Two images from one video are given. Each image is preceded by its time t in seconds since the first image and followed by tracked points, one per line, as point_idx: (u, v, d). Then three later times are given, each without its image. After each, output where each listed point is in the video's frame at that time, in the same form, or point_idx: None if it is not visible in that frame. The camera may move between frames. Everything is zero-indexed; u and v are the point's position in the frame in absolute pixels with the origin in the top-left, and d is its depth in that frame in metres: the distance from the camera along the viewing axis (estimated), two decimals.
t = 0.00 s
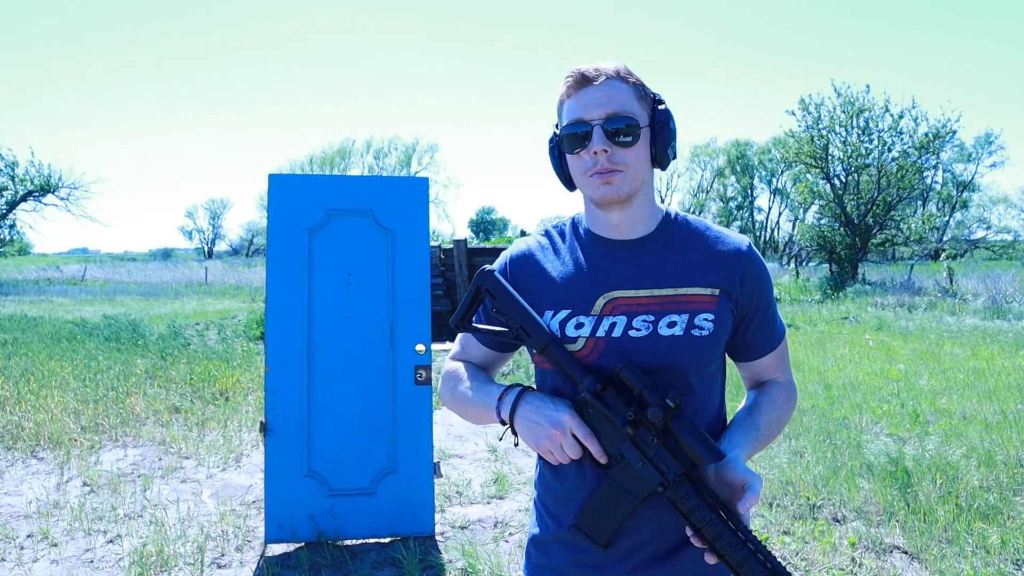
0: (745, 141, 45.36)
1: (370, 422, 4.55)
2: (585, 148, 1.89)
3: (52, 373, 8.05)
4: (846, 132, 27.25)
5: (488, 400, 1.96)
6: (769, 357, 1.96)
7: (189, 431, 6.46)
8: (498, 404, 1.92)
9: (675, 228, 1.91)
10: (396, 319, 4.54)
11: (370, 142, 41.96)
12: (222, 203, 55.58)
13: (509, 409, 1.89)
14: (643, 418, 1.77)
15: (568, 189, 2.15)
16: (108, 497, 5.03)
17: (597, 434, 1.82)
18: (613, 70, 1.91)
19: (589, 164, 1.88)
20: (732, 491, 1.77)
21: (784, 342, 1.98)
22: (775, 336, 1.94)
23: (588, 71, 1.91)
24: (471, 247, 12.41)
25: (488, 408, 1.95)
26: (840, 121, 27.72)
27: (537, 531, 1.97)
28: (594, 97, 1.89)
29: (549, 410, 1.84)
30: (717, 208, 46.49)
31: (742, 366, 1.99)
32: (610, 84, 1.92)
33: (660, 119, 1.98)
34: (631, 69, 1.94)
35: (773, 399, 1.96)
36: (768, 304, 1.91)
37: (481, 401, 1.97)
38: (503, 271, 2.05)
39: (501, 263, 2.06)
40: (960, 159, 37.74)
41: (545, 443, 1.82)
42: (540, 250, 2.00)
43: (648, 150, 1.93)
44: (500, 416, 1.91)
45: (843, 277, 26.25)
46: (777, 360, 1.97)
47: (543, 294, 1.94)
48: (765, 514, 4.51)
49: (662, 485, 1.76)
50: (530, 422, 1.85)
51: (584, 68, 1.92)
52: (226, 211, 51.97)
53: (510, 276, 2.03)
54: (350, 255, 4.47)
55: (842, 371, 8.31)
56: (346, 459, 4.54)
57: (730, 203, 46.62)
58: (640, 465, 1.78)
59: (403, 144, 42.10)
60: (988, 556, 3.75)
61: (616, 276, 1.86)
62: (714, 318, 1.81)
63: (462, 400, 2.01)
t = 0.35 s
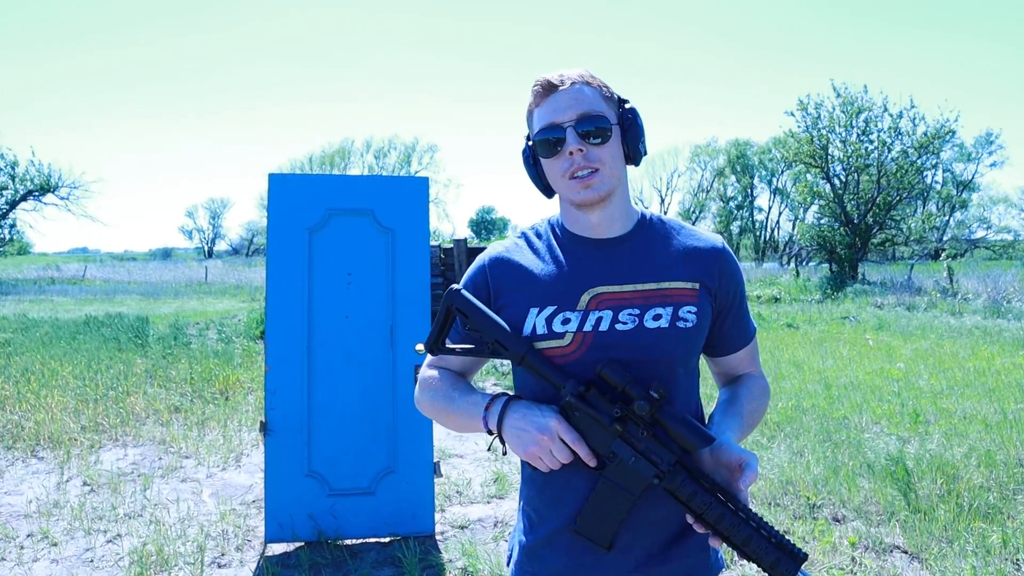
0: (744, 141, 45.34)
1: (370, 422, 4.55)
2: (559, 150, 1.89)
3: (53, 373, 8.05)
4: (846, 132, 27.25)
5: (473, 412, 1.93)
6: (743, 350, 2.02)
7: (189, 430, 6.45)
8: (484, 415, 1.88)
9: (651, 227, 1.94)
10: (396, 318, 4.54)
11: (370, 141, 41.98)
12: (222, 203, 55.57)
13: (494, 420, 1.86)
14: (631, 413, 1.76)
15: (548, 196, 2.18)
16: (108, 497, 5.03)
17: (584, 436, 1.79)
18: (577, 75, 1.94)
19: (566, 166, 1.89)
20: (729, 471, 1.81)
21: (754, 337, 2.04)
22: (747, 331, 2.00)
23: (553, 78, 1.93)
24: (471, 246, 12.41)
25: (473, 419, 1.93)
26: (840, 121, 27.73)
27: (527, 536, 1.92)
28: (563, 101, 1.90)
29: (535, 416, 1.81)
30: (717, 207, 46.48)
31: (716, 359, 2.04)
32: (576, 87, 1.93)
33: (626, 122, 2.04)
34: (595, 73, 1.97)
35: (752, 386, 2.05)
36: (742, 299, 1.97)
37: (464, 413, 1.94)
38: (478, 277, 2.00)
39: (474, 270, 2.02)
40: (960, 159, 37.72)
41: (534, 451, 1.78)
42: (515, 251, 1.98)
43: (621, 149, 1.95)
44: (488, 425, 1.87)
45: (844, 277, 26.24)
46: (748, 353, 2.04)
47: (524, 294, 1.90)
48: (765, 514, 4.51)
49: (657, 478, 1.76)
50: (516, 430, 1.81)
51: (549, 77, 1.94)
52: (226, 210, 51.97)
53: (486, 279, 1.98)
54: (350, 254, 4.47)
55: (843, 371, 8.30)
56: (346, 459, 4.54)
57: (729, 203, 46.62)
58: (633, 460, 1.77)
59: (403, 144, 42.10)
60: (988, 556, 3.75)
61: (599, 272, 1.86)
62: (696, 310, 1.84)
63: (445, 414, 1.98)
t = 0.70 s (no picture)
0: (744, 141, 45.32)
1: (369, 422, 4.54)
2: (541, 156, 1.90)
3: (52, 373, 8.04)
4: (846, 132, 27.26)
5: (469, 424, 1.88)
6: (715, 344, 2.05)
7: (189, 430, 6.45)
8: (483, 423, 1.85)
9: (623, 227, 1.97)
10: (396, 317, 4.54)
11: (370, 141, 42.00)
12: (222, 202, 55.62)
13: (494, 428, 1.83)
14: (630, 405, 1.76)
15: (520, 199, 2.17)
16: (108, 496, 5.02)
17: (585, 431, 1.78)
18: (557, 82, 1.96)
19: (547, 172, 1.90)
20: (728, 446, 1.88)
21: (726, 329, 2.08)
22: (718, 325, 2.04)
23: (534, 84, 1.95)
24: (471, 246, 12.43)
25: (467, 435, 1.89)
26: (840, 121, 27.74)
27: (525, 536, 1.89)
28: (545, 107, 1.92)
29: (534, 418, 1.79)
30: (717, 207, 46.47)
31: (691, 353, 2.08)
32: (557, 93, 1.96)
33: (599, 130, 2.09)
34: (572, 81, 2.00)
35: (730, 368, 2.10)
36: (713, 294, 2.01)
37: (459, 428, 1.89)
38: (455, 287, 1.95)
39: (451, 278, 1.96)
40: (960, 159, 37.68)
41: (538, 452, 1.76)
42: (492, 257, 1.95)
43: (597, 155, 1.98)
44: (486, 435, 1.84)
45: (844, 276, 26.22)
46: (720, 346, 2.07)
47: (505, 300, 1.88)
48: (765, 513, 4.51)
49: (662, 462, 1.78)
50: (518, 432, 1.78)
51: (530, 82, 1.95)
52: (226, 210, 51.94)
53: (464, 288, 1.94)
54: (350, 254, 4.47)
55: (843, 371, 8.30)
56: (346, 459, 4.54)
57: (729, 202, 46.62)
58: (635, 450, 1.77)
59: (403, 143, 42.13)
60: (988, 555, 3.75)
61: (579, 273, 1.87)
62: (674, 305, 1.88)
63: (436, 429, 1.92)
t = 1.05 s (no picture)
0: (744, 140, 45.31)
1: (369, 422, 4.54)
2: (548, 193, 1.83)
3: (52, 373, 8.04)
4: (846, 132, 27.26)
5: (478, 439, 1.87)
6: (698, 339, 2.03)
7: (189, 430, 6.45)
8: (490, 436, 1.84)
9: (600, 224, 1.98)
10: (396, 317, 4.54)
11: (370, 141, 42.02)
12: (221, 202, 55.61)
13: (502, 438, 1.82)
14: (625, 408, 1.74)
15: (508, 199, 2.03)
16: (108, 496, 5.03)
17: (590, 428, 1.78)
18: (580, 111, 1.83)
19: (551, 206, 1.84)
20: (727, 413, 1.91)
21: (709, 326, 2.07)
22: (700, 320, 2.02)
23: (560, 111, 1.80)
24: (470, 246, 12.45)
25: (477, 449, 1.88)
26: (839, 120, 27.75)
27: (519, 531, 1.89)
28: (563, 139, 1.83)
29: (536, 429, 1.75)
30: (717, 207, 46.47)
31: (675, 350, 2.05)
32: (576, 123, 1.84)
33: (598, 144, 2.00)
34: (591, 104, 1.88)
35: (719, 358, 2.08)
36: (692, 290, 2.01)
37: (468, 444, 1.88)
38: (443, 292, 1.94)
39: (436, 285, 1.96)
40: (960, 158, 37.67)
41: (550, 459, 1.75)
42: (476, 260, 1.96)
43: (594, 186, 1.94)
44: (500, 445, 1.82)
45: (844, 276, 26.21)
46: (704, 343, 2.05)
47: (491, 303, 1.88)
48: (765, 513, 4.51)
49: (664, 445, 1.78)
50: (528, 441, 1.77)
51: (557, 107, 1.79)
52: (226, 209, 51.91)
53: (450, 294, 1.93)
54: (351, 254, 4.47)
55: (842, 371, 8.29)
56: (346, 459, 4.54)
57: (729, 202, 46.62)
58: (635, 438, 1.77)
59: (403, 143, 42.11)
60: (988, 555, 3.75)
61: (562, 274, 1.88)
62: (655, 302, 1.88)
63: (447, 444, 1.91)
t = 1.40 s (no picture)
0: (744, 141, 45.31)
1: (369, 422, 4.54)
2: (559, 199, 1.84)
3: (52, 373, 8.04)
4: (846, 132, 27.26)
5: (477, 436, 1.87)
6: (703, 342, 2.02)
7: (189, 430, 6.45)
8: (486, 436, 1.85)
9: (605, 227, 1.99)
10: (396, 317, 4.53)
11: (370, 141, 42.02)
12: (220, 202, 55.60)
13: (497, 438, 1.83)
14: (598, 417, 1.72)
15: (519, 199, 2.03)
16: (107, 496, 5.03)
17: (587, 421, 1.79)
18: (599, 119, 1.83)
19: (561, 212, 1.85)
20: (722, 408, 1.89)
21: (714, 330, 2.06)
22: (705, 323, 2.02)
23: (579, 118, 1.79)
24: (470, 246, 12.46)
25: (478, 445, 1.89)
26: (840, 121, 27.75)
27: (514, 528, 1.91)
28: (579, 146, 1.82)
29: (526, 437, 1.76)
30: (717, 207, 46.48)
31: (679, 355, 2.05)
32: (595, 133, 1.84)
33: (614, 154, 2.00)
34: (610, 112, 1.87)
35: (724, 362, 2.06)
36: (697, 293, 2.00)
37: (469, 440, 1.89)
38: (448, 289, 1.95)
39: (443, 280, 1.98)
40: (960, 159, 37.68)
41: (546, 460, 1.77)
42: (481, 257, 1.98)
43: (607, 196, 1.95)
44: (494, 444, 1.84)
45: (844, 276, 26.22)
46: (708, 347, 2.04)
47: (495, 300, 1.89)
48: (765, 514, 4.50)
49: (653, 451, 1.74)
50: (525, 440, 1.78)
51: (576, 114, 1.79)
52: (226, 210, 52.03)
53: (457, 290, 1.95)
54: (351, 254, 4.47)
55: (842, 371, 8.29)
56: (346, 459, 4.54)
57: (729, 202, 46.62)
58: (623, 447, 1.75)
59: (403, 144, 42.10)
60: (988, 555, 3.75)
61: (567, 273, 1.88)
62: (658, 304, 1.88)
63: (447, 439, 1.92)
